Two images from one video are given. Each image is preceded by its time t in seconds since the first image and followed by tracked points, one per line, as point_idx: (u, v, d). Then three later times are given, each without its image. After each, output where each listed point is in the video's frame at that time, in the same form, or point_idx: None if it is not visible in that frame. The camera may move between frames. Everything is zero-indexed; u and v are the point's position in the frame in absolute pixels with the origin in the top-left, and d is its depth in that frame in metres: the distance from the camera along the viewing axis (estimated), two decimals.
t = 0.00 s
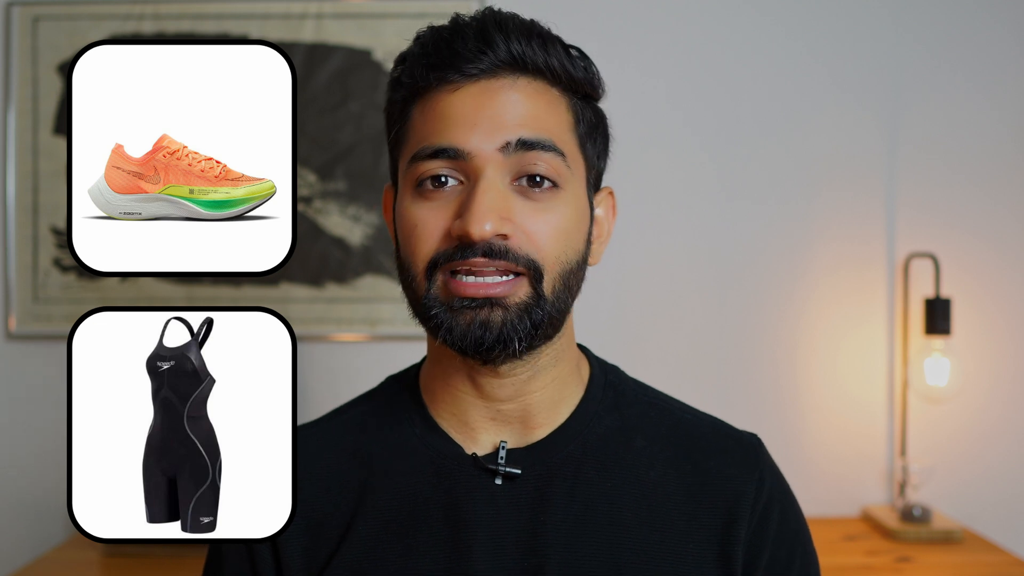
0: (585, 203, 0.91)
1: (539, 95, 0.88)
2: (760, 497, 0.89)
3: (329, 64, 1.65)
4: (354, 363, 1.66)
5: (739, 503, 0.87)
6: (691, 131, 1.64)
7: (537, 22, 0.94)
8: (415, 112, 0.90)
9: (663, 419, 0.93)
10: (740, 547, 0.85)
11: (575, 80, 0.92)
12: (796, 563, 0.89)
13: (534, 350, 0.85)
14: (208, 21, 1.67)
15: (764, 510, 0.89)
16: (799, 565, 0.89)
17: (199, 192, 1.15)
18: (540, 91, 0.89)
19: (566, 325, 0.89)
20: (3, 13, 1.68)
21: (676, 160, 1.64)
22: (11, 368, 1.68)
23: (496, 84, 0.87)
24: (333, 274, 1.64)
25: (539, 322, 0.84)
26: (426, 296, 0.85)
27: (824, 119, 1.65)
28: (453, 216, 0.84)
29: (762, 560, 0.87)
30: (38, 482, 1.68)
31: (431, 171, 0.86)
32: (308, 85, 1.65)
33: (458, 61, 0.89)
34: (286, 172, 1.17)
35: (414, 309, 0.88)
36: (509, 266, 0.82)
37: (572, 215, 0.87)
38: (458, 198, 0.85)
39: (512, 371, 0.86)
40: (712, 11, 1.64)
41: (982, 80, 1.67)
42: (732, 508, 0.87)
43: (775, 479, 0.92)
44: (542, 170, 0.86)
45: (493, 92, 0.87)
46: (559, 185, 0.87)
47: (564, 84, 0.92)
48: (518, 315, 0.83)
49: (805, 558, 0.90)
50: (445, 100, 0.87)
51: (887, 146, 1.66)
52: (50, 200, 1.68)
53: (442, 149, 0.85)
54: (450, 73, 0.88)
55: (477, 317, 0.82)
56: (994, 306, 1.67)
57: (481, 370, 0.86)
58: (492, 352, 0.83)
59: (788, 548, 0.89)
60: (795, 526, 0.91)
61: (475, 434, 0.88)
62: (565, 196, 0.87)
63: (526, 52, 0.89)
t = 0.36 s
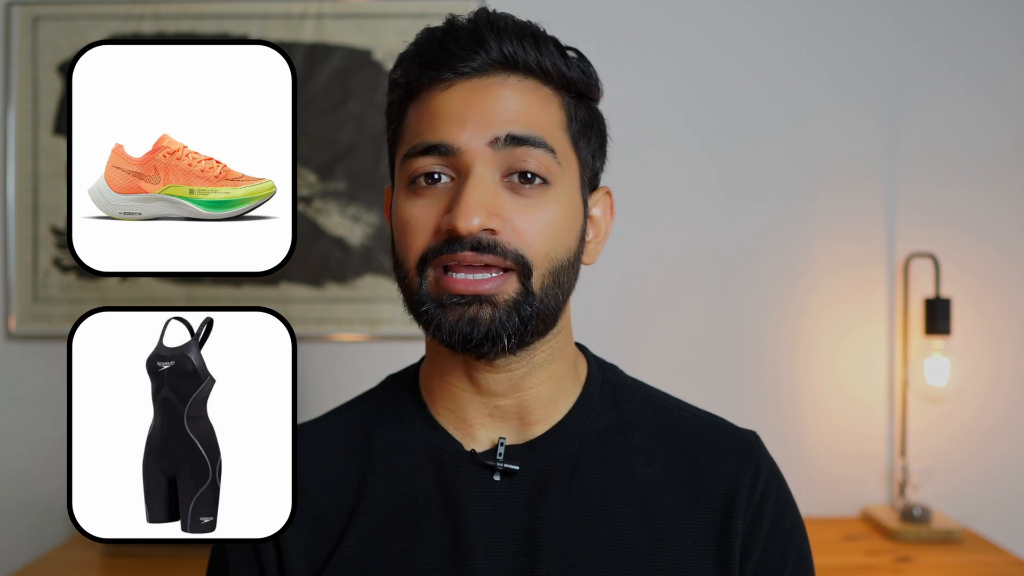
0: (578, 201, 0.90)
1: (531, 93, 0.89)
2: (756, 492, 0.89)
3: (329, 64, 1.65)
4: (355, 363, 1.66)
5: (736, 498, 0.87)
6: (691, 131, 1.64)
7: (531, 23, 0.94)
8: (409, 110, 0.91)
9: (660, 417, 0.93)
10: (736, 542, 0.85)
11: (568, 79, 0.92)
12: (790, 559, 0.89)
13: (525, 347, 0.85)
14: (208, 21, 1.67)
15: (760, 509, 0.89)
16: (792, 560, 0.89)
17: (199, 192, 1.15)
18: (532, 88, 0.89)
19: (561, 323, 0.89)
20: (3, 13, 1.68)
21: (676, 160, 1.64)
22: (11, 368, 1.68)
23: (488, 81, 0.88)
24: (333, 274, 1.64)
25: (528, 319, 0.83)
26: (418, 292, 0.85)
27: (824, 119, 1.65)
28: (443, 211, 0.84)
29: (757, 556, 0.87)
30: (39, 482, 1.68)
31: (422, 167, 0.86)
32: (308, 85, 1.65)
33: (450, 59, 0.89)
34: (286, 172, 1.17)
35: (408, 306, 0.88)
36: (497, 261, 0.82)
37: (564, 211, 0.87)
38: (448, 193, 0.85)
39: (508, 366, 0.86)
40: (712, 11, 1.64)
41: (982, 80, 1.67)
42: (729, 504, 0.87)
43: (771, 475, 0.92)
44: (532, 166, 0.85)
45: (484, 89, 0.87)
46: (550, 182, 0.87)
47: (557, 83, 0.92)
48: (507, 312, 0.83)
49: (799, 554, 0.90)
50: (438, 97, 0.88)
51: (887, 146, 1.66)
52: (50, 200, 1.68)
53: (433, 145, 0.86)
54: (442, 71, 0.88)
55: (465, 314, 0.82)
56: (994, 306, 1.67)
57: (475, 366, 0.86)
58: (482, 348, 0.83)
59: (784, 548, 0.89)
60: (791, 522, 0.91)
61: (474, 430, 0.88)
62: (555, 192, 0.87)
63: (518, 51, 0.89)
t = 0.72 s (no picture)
0: (573, 207, 0.90)
1: (524, 99, 0.88)
2: (754, 489, 0.89)
3: (329, 64, 1.65)
4: (354, 363, 1.66)
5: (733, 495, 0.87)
6: (692, 131, 1.64)
7: (523, 24, 0.94)
8: (403, 116, 0.90)
9: (658, 415, 0.94)
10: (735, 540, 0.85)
11: (561, 81, 0.92)
12: (790, 556, 0.89)
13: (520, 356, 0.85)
14: (208, 21, 1.67)
15: (760, 504, 0.89)
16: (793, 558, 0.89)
17: (199, 192, 1.15)
18: (525, 94, 0.89)
19: (557, 323, 0.89)
20: (3, 13, 1.68)
21: (676, 160, 1.64)
22: (11, 368, 1.67)
23: (480, 88, 0.87)
24: (333, 274, 1.64)
25: (523, 329, 0.83)
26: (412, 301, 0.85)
27: (824, 119, 1.65)
28: (436, 223, 0.84)
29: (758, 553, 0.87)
30: (39, 481, 1.68)
31: (416, 177, 0.86)
32: (308, 85, 1.65)
33: (442, 65, 0.88)
34: (286, 172, 1.17)
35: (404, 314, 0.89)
36: (492, 273, 0.82)
37: (558, 220, 0.87)
38: (441, 204, 0.85)
39: (504, 369, 0.86)
40: (712, 11, 1.64)
41: (982, 80, 1.67)
42: (727, 501, 0.87)
43: (770, 472, 0.92)
44: (526, 175, 0.85)
45: (476, 97, 0.86)
46: (544, 191, 0.86)
47: (550, 85, 0.91)
48: (501, 322, 0.83)
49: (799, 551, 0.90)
50: (430, 105, 0.87)
51: (887, 146, 1.66)
52: (50, 200, 1.68)
53: (426, 156, 0.85)
54: (434, 78, 0.88)
55: (459, 323, 0.82)
56: (994, 306, 1.67)
57: (472, 369, 0.86)
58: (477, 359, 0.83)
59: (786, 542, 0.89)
60: (791, 519, 0.91)
61: (472, 431, 0.88)
62: (549, 201, 0.87)
63: (510, 55, 0.88)
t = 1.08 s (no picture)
0: (576, 204, 0.91)
1: (525, 97, 0.88)
2: (757, 489, 0.89)
3: (329, 64, 1.65)
4: (354, 363, 1.66)
5: (736, 495, 0.87)
6: (692, 131, 1.64)
7: (518, 22, 0.94)
8: (401, 119, 0.90)
9: (660, 416, 0.93)
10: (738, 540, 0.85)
11: (560, 79, 0.92)
12: (797, 558, 0.88)
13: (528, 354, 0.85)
14: (208, 22, 1.67)
15: (765, 504, 0.89)
16: (800, 558, 0.88)
17: (199, 192, 1.15)
18: (525, 93, 0.89)
19: (560, 327, 0.89)
20: (3, 13, 1.68)
21: (676, 160, 1.64)
22: (11, 368, 1.68)
23: (481, 88, 0.87)
24: (333, 274, 1.64)
25: (533, 325, 0.84)
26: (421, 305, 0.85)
27: (824, 119, 1.65)
28: (444, 225, 0.84)
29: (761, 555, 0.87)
30: (38, 481, 1.68)
31: (420, 180, 0.86)
32: (308, 85, 1.65)
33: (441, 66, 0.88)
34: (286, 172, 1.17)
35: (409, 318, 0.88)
36: (503, 274, 0.83)
37: (564, 216, 0.87)
38: (447, 206, 0.85)
39: (507, 376, 0.86)
40: (712, 11, 1.64)
41: (982, 81, 1.67)
42: (729, 501, 0.87)
43: (773, 472, 0.92)
44: (532, 174, 0.85)
45: (477, 98, 0.86)
46: (549, 189, 0.87)
47: (549, 83, 0.91)
48: (512, 320, 0.83)
49: (806, 553, 0.89)
50: (431, 107, 0.87)
51: (887, 147, 1.66)
52: (50, 200, 1.68)
53: (430, 158, 0.85)
54: (433, 79, 0.88)
55: (472, 323, 0.82)
56: (994, 306, 1.67)
57: (476, 376, 0.86)
58: (488, 359, 0.83)
59: (791, 541, 0.89)
60: (796, 519, 0.90)
61: (473, 435, 0.88)
62: (555, 198, 0.87)
63: (509, 54, 0.88)
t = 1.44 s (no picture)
0: (588, 202, 0.92)
1: (539, 94, 0.89)
2: (765, 496, 0.89)
3: (329, 64, 1.65)
4: (354, 363, 1.66)
5: (743, 504, 0.87)
6: (692, 131, 1.64)
7: (530, 20, 0.94)
8: (413, 115, 0.90)
9: (667, 422, 0.93)
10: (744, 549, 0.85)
11: (573, 76, 0.93)
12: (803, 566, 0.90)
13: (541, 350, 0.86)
14: (208, 21, 1.67)
15: (770, 510, 0.89)
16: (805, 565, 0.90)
17: (199, 192, 1.15)
18: (539, 90, 0.89)
19: (567, 331, 0.89)
20: (3, 13, 1.68)
21: (677, 161, 1.64)
22: (11, 368, 1.68)
23: (495, 85, 0.88)
24: (334, 274, 1.64)
25: (550, 321, 0.84)
26: (434, 302, 0.85)
27: (824, 119, 1.65)
28: (460, 220, 0.84)
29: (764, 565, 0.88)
30: (39, 481, 1.68)
31: (434, 176, 0.86)
32: (308, 85, 1.65)
33: (455, 61, 0.89)
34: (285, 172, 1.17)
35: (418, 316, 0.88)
36: (520, 266, 0.83)
37: (577, 213, 0.88)
38: (463, 202, 0.85)
39: (515, 377, 0.86)
40: (712, 11, 1.64)
41: (982, 80, 1.67)
42: (736, 509, 0.87)
43: (779, 481, 0.92)
44: (546, 170, 0.86)
45: (490, 95, 0.87)
46: (564, 185, 0.87)
47: (562, 80, 0.92)
48: (529, 316, 0.83)
49: (809, 563, 0.90)
50: (445, 103, 0.87)
51: (887, 146, 1.66)
52: (50, 200, 1.68)
53: (445, 154, 0.85)
54: (447, 74, 0.88)
55: (487, 317, 0.83)
56: (994, 306, 1.67)
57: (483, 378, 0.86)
58: (504, 354, 0.83)
59: (796, 546, 0.90)
60: (800, 527, 0.91)
61: (476, 439, 0.88)
62: (569, 195, 0.87)
63: (524, 50, 0.89)
